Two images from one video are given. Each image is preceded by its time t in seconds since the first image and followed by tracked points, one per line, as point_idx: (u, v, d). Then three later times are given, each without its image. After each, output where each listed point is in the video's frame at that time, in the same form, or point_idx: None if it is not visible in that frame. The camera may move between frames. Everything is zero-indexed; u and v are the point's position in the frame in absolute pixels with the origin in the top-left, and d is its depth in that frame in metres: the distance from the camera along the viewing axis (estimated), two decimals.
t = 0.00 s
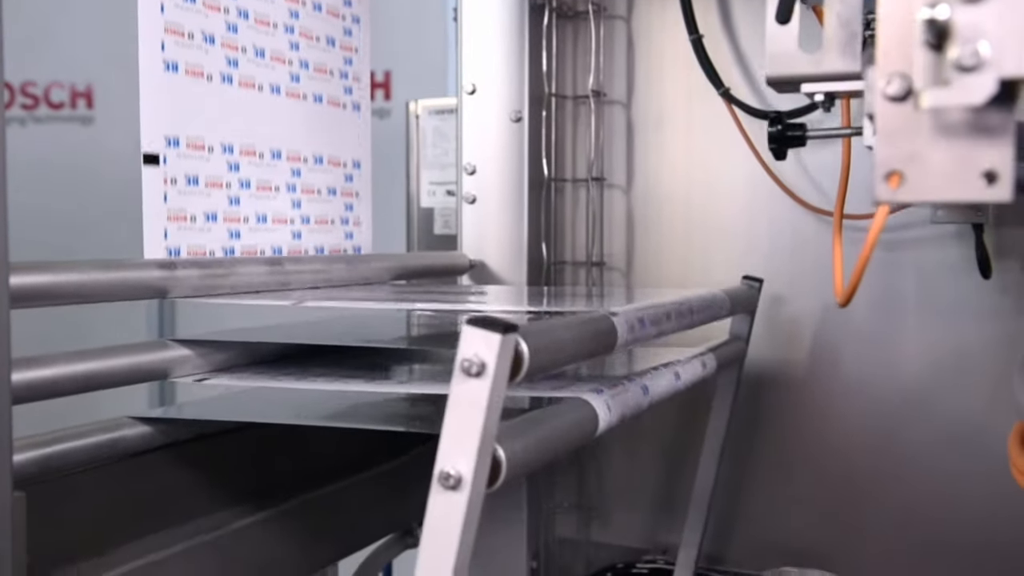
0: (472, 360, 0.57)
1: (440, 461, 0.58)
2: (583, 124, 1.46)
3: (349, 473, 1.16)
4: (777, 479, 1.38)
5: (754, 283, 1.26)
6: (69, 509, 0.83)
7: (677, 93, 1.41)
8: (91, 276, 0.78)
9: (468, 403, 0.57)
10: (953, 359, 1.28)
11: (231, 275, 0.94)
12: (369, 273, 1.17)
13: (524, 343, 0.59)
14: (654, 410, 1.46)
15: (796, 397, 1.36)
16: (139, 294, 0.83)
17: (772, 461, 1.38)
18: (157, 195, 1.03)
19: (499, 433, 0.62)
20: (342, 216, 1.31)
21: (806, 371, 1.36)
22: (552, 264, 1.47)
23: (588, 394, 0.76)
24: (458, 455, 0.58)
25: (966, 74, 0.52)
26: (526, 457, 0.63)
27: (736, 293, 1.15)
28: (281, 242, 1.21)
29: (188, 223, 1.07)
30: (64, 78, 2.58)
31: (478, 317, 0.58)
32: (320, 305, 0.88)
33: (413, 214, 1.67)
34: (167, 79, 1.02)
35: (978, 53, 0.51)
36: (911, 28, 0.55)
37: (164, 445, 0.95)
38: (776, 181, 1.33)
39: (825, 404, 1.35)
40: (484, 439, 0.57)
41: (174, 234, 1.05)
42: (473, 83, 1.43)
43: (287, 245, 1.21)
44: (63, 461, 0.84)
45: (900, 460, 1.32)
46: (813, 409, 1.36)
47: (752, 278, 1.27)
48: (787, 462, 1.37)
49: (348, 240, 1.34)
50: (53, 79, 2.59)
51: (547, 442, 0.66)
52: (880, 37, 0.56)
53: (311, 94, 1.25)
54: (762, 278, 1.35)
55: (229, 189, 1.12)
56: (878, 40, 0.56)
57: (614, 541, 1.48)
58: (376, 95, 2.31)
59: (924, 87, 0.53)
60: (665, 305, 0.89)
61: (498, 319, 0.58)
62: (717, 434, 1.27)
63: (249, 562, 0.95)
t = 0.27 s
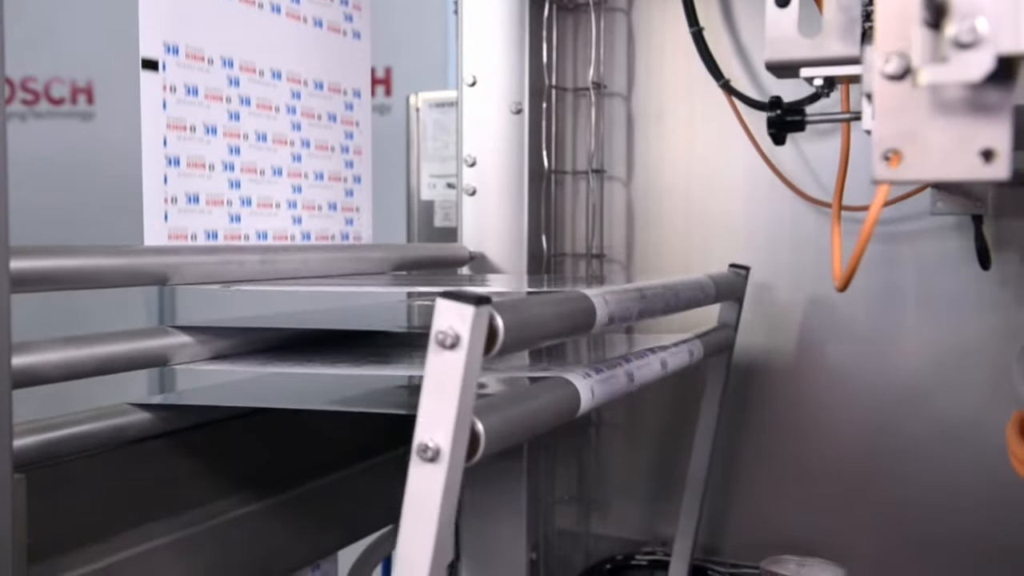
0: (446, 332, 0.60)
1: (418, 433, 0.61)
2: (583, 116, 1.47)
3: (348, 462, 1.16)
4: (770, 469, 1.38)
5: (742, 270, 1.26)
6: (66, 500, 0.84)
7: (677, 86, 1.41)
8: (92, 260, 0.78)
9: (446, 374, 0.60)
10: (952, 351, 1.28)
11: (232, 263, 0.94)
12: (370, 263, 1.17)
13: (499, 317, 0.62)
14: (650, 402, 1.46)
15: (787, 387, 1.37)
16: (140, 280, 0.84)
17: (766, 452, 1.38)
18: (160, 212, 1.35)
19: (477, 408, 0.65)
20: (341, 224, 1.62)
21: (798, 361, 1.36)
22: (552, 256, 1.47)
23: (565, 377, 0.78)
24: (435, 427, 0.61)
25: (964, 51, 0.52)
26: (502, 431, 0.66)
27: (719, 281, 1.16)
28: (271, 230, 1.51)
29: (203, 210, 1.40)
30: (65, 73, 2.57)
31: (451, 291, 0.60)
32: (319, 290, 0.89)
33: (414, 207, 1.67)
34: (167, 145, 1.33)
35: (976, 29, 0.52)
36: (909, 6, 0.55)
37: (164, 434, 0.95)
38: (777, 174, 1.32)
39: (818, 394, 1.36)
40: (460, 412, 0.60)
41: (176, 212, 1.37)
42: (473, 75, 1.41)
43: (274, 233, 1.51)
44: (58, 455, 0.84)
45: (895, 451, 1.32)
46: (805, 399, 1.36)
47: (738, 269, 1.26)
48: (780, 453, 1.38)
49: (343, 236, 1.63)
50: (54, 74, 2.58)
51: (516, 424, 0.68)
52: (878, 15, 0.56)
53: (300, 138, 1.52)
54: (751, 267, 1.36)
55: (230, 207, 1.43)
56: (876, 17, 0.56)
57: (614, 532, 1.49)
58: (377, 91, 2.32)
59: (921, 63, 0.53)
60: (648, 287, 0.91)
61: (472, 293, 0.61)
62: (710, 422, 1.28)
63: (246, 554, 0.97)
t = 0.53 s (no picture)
0: (433, 308, 0.60)
1: (405, 409, 0.61)
2: (583, 108, 1.47)
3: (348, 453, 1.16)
4: (766, 460, 1.39)
5: (734, 258, 1.27)
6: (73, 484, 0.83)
7: (677, 78, 1.41)
8: (92, 247, 0.79)
9: (431, 349, 0.61)
10: (951, 342, 1.28)
11: (233, 251, 0.94)
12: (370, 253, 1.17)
13: (484, 293, 0.62)
14: (649, 394, 1.46)
15: (783, 378, 1.37)
16: (139, 267, 0.84)
17: (763, 442, 1.39)
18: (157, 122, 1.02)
19: (467, 385, 0.66)
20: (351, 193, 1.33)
21: (795, 352, 1.36)
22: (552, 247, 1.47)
23: (556, 358, 0.80)
24: (425, 404, 0.61)
25: (959, 27, 0.50)
26: (493, 407, 0.66)
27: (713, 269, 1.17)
28: (281, 183, 1.19)
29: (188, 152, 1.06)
30: (64, 70, 2.56)
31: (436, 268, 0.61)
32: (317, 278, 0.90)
33: (413, 199, 1.67)
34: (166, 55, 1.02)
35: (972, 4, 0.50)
36: None
37: (165, 420, 0.95)
38: (776, 164, 1.32)
39: (815, 385, 1.36)
40: (448, 388, 0.61)
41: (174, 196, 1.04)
42: (472, 67, 1.40)
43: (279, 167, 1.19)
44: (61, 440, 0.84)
45: (892, 442, 1.32)
46: (802, 390, 1.37)
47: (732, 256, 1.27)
48: (777, 444, 1.38)
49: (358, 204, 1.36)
50: (53, 71, 2.57)
51: (510, 401, 0.69)
52: None
53: (300, 62, 1.22)
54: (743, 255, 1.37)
55: (229, 124, 1.11)
56: None
57: (614, 523, 1.49)
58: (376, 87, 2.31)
59: (918, 38, 0.52)
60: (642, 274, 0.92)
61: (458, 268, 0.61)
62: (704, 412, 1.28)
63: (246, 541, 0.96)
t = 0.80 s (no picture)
0: (427, 286, 0.61)
1: (401, 386, 0.62)
2: (582, 102, 1.47)
3: (349, 444, 1.16)
4: (766, 452, 1.39)
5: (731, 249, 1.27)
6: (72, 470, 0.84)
7: (676, 71, 1.42)
8: (93, 233, 0.79)
9: (426, 326, 0.61)
10: (950, 333, 1.29)
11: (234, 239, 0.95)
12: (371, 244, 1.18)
13: (478, 272, 0.63)
14: (648, 386, 1.46)
15: (782, 369, 1.38)
16: (139, 254, 0.84)
17: (762, 434, 1.39)
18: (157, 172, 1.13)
19: (463, 364, 0.66)
20: (353, 179, 1.41)
21: (793, 343, 1.37)
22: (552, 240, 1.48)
23: (553, 342, 0.80)
24: (421, 381, 0.62)
25: None
26: (489, 387, 0.67)
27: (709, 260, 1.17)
28: (281, 101, 1.27)
29: (203, 176, 1.18)
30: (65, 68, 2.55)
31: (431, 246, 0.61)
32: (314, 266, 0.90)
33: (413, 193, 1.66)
34: (166, 73, 1.12)
35: None
36: None
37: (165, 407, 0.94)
38: (776, 157, 1.33)
39: (814, 376, 1.36)
40: (443, 366, 0.61)
41: (176, 179, 1.15)
42: (473, 60, 1.39)
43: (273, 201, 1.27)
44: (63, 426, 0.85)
45: (892, 433, 1.33)
46: (801, 381, 1.37)
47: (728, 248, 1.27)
48: (777, 436, 1.38)
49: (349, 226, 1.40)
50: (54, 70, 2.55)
51: (507, 380, 0.69)
52: None
53: None
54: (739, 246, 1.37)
55: (231, 208, 1.21)
56: None
57: (614, 515, 1.49)
58: (376, 86, 2.26)
59: (916, 12, 0.52)
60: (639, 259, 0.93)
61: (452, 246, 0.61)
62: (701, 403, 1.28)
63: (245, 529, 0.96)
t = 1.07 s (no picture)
0: (433, 270, 0.61)
1: (407, 370, 0.62)
2: (581, 94, 1.48)
3: (349, 436, 1.17)
4: (764, 444, 1.39)
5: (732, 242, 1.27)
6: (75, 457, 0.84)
7: (675, 64, 1.42)
8: (94, 221, 0.79)
9: (431, 311, 0.61)
10: (948, 325, 1.29)
11: (234, 228, 0.95)
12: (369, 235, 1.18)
13: (484, 258, 0.63)
14: (647, 380, 1.47)
15: (780, 362, 1.38)
16: (139, 242, 0.84)
17: (762, 427, 1.39)
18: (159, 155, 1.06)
19: (467, 351, 0.66)
20: (352, 110, 1.35)
21: (792, 336, 1.37)
22: (550, 232, 1.48)
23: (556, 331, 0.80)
24: (425, 366, 0.62)
25: None
26: (492, 373, 0.67)
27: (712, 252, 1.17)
28: (280, 89, 1.21)
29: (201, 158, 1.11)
30: (64, 66, 2.53)
31: (437, 231, 0.61)
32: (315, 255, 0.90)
33: (412, 186, 1.66)
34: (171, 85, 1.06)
35: None
36: None
37: (164, 396, 0.94)
38: (775, 147, 1.33)
39: (814, 369, 1.36)
40: (448, 351, 0.62)
41: (176, 200, 1.09)
42: (470, 53, 1.40)
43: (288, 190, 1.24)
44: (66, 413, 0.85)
45: (890, 425, 1.33)
46: (799, 374, 1.37)
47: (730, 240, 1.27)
48: (776, 428, 1.39)
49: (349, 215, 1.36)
50: (53, 67, 2.54)
51: (511, 367, 0.70)
52: None
53: (300, 4, 1.24)
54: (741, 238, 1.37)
55: (236, 159, 1.16)
56: None
57: (612, 508, 1.49)
58: (374, 82, 2.25)
59: None
60: (644, 251, 0.93)
61: (458, 231, 0.62)
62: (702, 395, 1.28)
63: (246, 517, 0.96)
